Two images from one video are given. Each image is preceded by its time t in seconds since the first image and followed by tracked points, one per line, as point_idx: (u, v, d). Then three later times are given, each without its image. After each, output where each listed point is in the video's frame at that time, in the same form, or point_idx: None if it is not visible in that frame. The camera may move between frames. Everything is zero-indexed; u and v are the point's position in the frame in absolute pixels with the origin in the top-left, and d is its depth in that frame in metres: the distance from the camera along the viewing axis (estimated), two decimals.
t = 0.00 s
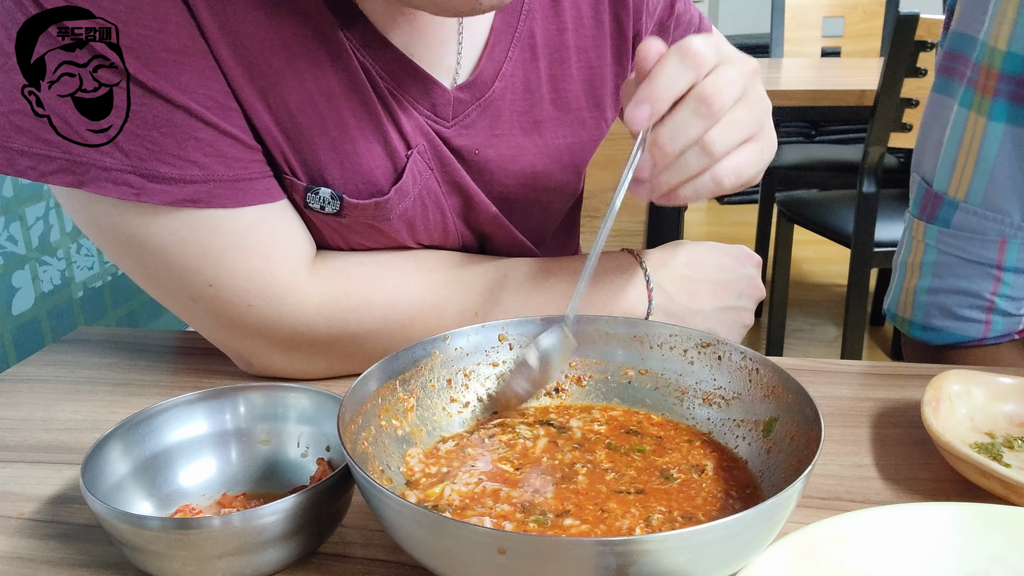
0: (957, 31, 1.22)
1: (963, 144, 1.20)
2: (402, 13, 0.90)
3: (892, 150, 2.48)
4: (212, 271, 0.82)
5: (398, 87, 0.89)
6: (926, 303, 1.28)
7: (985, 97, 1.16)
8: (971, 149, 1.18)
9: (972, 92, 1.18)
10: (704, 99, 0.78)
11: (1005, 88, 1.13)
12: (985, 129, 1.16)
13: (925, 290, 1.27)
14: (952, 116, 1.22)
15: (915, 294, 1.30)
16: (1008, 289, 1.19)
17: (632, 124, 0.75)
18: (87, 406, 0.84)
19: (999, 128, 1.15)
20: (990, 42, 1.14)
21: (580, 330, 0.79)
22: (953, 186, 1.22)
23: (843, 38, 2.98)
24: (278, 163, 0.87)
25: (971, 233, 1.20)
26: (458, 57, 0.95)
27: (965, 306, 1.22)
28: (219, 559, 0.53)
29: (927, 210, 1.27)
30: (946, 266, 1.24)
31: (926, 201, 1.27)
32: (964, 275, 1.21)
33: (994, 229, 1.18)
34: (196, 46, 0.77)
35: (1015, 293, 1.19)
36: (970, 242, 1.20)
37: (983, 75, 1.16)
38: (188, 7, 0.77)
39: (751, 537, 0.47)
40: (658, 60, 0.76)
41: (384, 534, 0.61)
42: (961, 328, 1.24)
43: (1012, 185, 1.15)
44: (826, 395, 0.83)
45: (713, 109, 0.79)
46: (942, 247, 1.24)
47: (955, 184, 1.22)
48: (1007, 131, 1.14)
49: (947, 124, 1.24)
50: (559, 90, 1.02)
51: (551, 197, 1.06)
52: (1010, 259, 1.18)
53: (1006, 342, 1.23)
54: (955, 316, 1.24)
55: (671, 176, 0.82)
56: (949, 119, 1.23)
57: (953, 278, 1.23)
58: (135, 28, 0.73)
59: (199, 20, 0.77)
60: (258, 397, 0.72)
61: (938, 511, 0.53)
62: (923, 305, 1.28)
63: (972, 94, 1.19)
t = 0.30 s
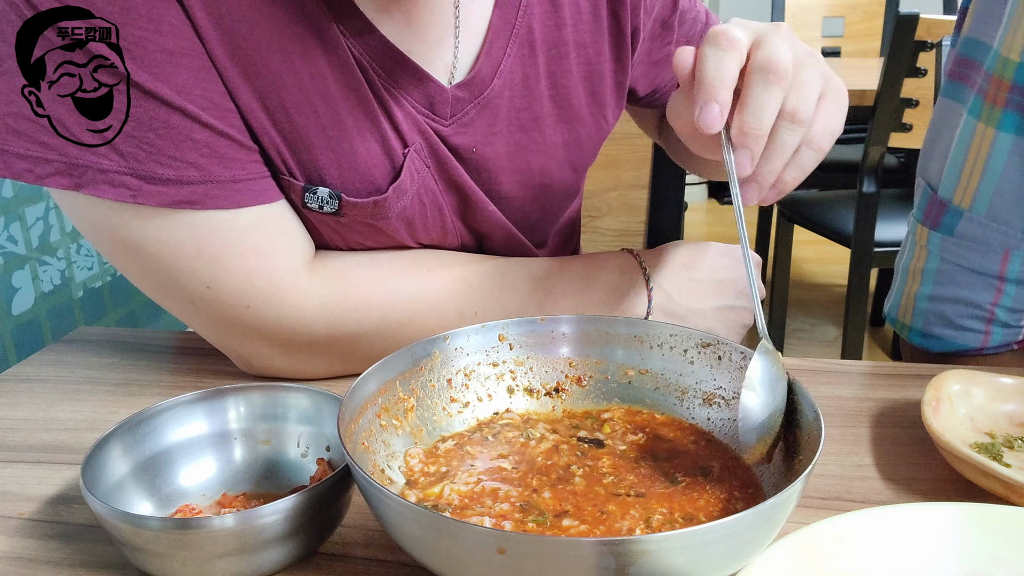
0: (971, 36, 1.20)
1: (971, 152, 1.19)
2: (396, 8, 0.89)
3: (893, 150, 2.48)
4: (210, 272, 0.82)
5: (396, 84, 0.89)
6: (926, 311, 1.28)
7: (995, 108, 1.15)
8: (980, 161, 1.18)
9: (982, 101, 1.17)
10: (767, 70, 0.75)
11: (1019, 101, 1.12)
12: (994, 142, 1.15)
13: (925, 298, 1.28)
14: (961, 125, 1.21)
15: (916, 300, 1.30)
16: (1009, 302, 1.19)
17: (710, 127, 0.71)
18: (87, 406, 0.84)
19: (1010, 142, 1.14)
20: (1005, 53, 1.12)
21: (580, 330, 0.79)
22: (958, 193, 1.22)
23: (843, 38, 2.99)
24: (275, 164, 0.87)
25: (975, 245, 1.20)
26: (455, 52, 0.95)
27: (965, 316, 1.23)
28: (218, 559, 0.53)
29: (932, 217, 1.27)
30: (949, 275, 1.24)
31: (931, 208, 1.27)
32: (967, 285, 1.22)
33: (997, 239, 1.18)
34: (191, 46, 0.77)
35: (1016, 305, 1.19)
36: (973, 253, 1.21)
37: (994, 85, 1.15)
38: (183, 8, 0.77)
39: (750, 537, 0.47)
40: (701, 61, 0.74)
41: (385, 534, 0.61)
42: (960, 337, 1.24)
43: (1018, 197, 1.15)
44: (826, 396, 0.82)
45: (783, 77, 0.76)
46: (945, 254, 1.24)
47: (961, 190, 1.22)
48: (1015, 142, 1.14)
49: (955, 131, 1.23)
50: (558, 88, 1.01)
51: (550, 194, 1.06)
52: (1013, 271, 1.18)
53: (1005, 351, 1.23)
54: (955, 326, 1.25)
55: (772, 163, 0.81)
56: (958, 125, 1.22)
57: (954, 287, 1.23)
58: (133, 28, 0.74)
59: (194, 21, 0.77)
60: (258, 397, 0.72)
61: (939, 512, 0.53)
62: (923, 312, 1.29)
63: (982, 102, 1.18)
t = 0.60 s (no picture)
0: (974, 41, 1.21)
1: (974, 156, 1.19)
2: (395, 12, 0.90)
3: (892, 150, 2.48)
4: (209, 273, 0.82)
5: (395, 85, 0.89)
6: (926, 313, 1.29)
7: (998, 112, 1.15)
8: (983, 167, 1.18)
9: (987, 106, 1.18)
10: (742, 109, 0.73)
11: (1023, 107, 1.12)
12: (998, 148, 1.15)
13: (926, 302, 1.28)
14: (965, 128, 1.22)
15: (916, 303, 1.31)
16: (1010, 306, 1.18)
17: (670, 143, 0.71)
18: (87, 406, 0.84)
19: (1013, 148, 1.14)
20: (1008, 59, 1.13)
21: (580, 330, 0.79)
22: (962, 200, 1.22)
23: (843, 38, 3.01)
24: (275, 166, 0.87)
25: (976, 250, 1.20)
26: (454, 52, 0.95)
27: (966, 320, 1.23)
28: (218, 559, 0.53)
29: (932, 221, 1.27)
30: (950, 279, 1.24)
31: (932, 211, 1.27)
32: (967, 289, 1.22)
33: (998, 245, 1.17)
34: (190, 49, 0.77)
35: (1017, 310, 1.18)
36: (975, 257, 1.20)
37: (998, 90, 1.15)
38: (180, 10, 0.77)
39: (750, 536, 0.47)
40: (683, 78, 0.72)
41: (385, 534, 0.61)
42: (962, 341, 1.24)
43: (1020, 203, 1.14)
44: (826, 396, 0.82)
45: (750, 120, 0.75)
46: (946, 258, 1.24)
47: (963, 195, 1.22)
48: (1018, 147, 1.13)
49: (958, 135, 1.23)
50: (560, 88, 1.01)
51: (551, 196, 1.06)
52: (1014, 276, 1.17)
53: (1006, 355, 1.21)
54: (955, 329, 1.25)
55: (714, 193, 0.82)
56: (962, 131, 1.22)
57: (954, 290, 1.23)
58: (133, 28, 0.74)
59: (192, 22, 0.77)
60: (257, 397, 0.72)
61: (938, 512, 0.53)
62: (923, 315, 1.29)
63: (986, 107, 1.18)
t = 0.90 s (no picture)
0: (970, 39, 1.20)
1: (971, 154, 1.19)
2: (395, 11, 0.90)
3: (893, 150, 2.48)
4: (210, 272, 0.82)
5: (396, 87, 0.89)
6: (925, 312, 1.29)
7: (995, 111, 1.15)
8: (980, 165, 1.17)
9: (982, 104, 1.17)
10: (858, 195, 0.73)
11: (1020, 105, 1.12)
12: (996, 145, 1.15)
13: (925, 300, 1.29)
14: (961, 126, 1.21)
15: (915, 302, 1.31)
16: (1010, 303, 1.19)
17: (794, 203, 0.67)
18: (87, 406, 0.84)
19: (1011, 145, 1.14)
20: (1005, 57, 1.12)
21: (580, 330, 0.79)
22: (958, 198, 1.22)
23: (843, 38, 2.97)
24: (276, 165, 0.87)
25: (977, 249, 1.20)
26: (454, 57, 0.95)
27: (966, 318, 1.24)
28: (219, 559, 0.53)
29: (932, 220, 1.27)
30: (949, 277, 1.25)
31: (931, 210, 1.27)
32: (966, 287, 1.23)
33: (997, 243, 1.18)
34: (194, 47, 0.77)
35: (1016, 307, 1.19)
36: (975, 256, 1.21)
37: (995, 88, 1.14)
38: (184, 7, 0.77)
39: (750, 537, 0.47)
40: (814, 139, 0.70)
41: (384, 534, 0.61)
42: (960, 337, 1.25)
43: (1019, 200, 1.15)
44: (826, 396, 0.82)
45: (864, 208, 0.75)
46: (945, 257, 1.24)
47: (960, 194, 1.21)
48: (1016, 145, 1.14)
49: (955, 134, 1.23)
50: (557, 94, 1.02)
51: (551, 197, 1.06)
52: (1014, 273, 1.18)
53: (1006, 353, 1.24)
54: (955, 326, 1.25)
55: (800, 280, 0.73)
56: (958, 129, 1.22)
57: (954, 288, 1.24)
58: (134, 27, 0.74)
59: (196, 21, 0.77)
60: (258, 397, 0.72)
61: (939, 512, 0.53)
62: (923, 313, 1.30)
63: (982, 105, 1.17)
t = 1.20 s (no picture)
0: (960, 36, 1.22)
1: (966, 150, 1.20)
2: (394, 15, 0.89)
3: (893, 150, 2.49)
4: (211, 273, 0.82)
5: (396, 89, 0.89)
6: (928, 308, 1.29)
7: (988, 104, 1.16)
8: (975, 159, 1.18)
9: (976, 99, 1.18)
10: (761, 245, 0.72)
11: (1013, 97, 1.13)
12: (989, 139, 1.16)
13: (928, 296, 1.28)
14: (955, 123, 1.22)
15: (919, 298, 1.30)
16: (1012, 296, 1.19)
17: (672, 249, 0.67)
18: (87, 405, 0.84)
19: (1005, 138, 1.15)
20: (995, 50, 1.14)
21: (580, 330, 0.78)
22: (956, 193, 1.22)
23: (843, 38, 3.00)
24: (277, 167, 0.87)
25: (976, 241, 1.20)
26: (454, 64, 0.95)
27: (970, 312, 1.23)
28: (219, 559, 0.53)
29: (932, 216, 1.27)
30: (951, 271, 1.24)
31: (932, 206, 1.27)
32: (969, 280, 1.22)
33: (997, 235, 1.18)
34: (195, 48, 0.77)
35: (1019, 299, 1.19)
36: (975, 249, 1.20)
37: (988, 82, 1.16)
38: (184, 8, 0.77)
39: (751, 537, 0.47)
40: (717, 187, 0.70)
41: (385, 535, 0.61)
42: (966, 333, 1.24)
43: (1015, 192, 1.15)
44: (826, 396, 0.82)
45: (767, 260, 0.73)
46: (946, 252, 1.24)
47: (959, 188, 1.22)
48: (1011, 137, 1.15)
49: (949, 131, 1.24)
50: (557, 100, 1.02)
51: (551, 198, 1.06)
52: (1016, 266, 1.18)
53: (1009, 347, 1.23)
54: (959, 320, 1.24)
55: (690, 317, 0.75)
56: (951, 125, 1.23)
57: (957, 283, 1.23)
58: (135, 28, 0.73)
59: (196, 22, 0.77)
60: (257, 397, 0.72)
61: (938, 512, 0.53)
62: (927, 309, 1.29)
63: (976, 100, 1.19)
